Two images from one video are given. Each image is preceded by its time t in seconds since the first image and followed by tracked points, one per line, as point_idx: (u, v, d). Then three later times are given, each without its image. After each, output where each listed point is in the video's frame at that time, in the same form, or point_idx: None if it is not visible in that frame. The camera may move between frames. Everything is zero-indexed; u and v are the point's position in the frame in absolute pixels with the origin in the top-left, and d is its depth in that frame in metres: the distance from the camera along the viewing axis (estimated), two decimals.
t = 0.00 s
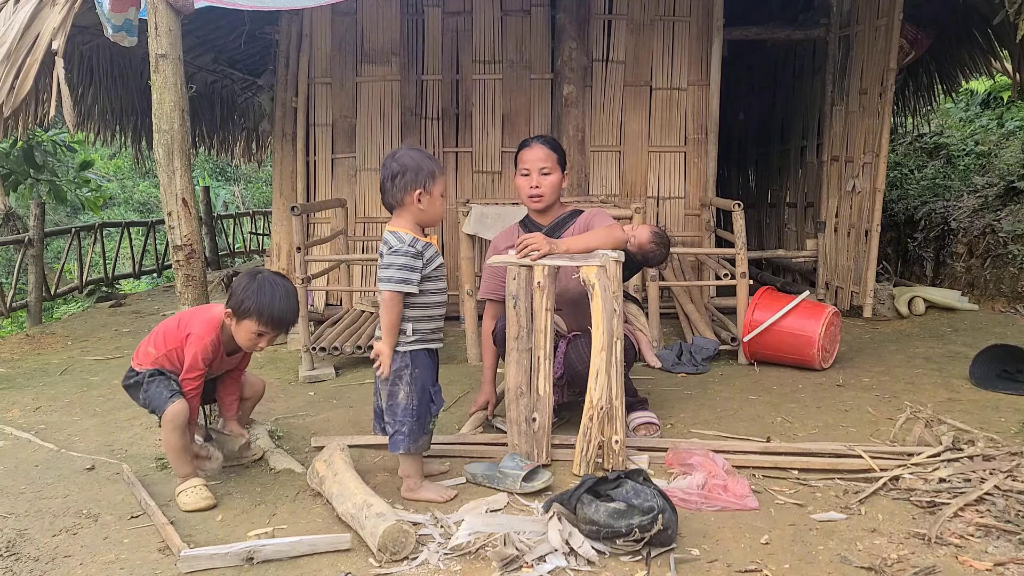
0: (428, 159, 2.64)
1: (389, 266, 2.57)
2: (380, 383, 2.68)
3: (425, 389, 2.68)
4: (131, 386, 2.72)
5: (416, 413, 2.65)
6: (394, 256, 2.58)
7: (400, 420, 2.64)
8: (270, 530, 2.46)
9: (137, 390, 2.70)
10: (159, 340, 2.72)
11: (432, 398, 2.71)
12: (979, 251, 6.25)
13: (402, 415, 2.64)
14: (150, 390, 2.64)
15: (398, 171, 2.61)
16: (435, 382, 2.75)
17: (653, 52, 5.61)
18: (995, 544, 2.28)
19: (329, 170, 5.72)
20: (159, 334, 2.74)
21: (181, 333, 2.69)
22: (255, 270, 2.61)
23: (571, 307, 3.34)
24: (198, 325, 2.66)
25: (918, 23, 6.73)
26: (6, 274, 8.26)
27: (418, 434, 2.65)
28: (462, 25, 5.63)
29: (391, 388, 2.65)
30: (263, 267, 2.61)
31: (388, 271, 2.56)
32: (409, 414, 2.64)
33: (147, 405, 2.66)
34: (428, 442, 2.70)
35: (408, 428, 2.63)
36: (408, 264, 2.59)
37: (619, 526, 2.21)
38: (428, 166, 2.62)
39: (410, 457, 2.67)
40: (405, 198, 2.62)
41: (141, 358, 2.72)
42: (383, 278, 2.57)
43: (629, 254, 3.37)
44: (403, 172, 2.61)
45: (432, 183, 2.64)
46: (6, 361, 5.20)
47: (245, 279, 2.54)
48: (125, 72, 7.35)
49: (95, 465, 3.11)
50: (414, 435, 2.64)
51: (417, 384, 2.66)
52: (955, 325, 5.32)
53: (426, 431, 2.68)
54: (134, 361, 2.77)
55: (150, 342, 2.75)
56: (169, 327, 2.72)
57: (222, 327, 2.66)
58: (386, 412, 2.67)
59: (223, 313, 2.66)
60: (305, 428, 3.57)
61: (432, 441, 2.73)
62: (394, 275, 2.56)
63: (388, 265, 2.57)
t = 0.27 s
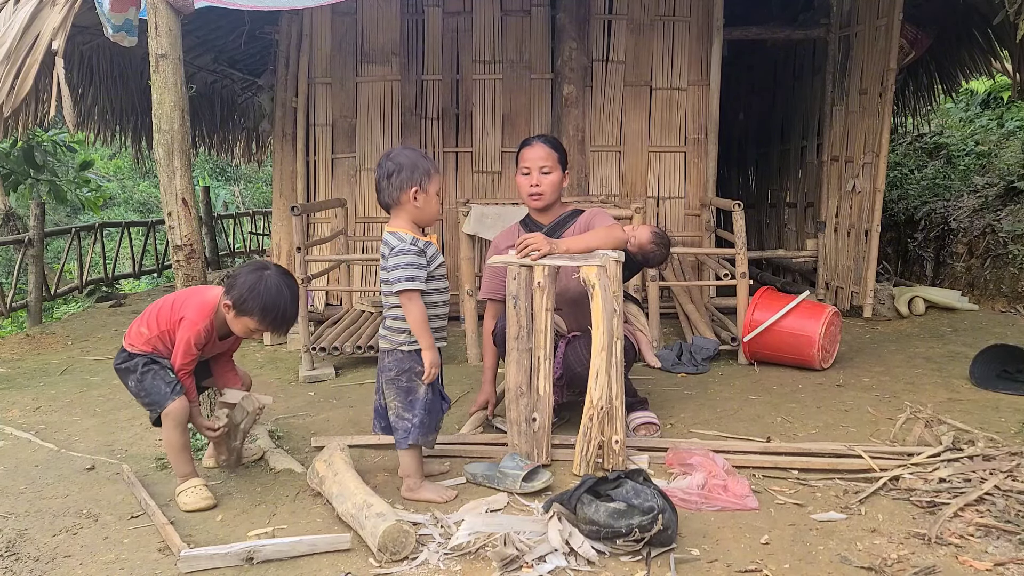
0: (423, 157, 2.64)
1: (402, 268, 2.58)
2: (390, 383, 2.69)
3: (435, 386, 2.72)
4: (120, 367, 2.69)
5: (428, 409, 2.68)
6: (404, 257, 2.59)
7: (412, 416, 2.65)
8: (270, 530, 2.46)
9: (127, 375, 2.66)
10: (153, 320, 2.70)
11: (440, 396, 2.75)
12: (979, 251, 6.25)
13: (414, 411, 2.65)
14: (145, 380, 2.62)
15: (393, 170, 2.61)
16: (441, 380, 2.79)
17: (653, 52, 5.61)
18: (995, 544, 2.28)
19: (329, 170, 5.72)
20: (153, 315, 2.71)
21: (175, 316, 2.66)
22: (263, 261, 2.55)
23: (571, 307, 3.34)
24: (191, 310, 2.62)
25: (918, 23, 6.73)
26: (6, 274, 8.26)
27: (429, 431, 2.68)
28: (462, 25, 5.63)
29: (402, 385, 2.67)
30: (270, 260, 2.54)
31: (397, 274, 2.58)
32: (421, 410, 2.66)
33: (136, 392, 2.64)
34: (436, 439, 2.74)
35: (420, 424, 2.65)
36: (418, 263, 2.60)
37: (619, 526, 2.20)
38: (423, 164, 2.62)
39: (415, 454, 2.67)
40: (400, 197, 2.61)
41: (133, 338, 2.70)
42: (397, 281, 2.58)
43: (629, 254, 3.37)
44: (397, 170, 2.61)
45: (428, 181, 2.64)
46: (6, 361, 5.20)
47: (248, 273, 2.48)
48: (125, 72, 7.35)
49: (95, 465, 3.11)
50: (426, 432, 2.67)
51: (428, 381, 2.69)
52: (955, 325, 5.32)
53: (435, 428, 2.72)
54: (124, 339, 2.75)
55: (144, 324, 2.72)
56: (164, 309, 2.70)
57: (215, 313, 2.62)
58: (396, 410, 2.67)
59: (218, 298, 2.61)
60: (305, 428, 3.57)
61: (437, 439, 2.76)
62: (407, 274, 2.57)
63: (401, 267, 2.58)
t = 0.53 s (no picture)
0: (422, 159, 2.64)
1: (413, 267, 2.57)
2: (395, 384, 2.68)
3: (437, 387, 2.74)
4: (114, 356, 2.66)
5: (432, 411, 2.69)
6: (411, 256, 2.59)
7: (417, 417, 2.66)
8: (270, 530, 2.46)
9: (120, 367, 2.63)
10: (151, 310, 2.67)
11: (442, 397, 2.77)
12: (979, 251, 6.25)
13: (419, 412, 2.66)
14: (139, 375, 2.60)
15: (393, 171, 2.60)
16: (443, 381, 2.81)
17: (653, 52, 5.61)
18: (996, 545, 2.28)
19: (329, 170, 5.72)
20: (151, 306, 2.68)
21: (174, 310, 2.64)
22: (271, 264, 2.54)
23: (571, 307, 3.33)
24: (192, 306, 2.59)
25: (918, 23, 6.73)
26: (6, 274, 8.26)
27: (434, 431, 2.69)
28: (462, 25, 5.63)
29: (406, 386, 2.67)
30: (277, 264, 2.54)
31: (409, 273, 2.57)
32: (427, 411, 2.67)
33: (128, 386, 2.61)
34: (439, 439, 2.75)
35: (426, 425, 2.66)
36: (427, 263, 2.60)
37: (619, 526, 2.20)
38: (423, 166, 2.61)
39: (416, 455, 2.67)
40: (399, 198, 2.61)
41: (130, 327, 2.67)
42: (407, 281, 2.57)
43: (629, 255, 3.37)
44: (398, 172, 2.60)
45: (427, 184, 2.64)
46: (6, 361, 5.20)
47: (255, 276, 2.48)
48: (125, 72, 7.35)
49: (95, 465, 3.11)
50: (431, 433, 2.68)
51: (432, 381, 2.70)
52: (955, 325, 5.32)
53: (439, 429, 2.73)
54: (121, 326, 2.72)
55: (141, 314, 2.68)
56: (163, 299, 2.66)
57: (214, 311, 2.60)
58: (400, 411, 2.67)
59: (219, 296, 2.59)
60: (305, 428, 3.57)
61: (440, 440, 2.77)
62: (418, 274, 2.56)
63: (411, 268, 2.57)
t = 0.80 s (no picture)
0: (421, 161, 2.64)
1: (413, 269, 2.57)
2: (394, 384, 2.68)
3: (437, 387, 2.73)
4: (116, 353, 2.66)
5: (431, 411, 2.69)
6: (411, 257, 2.58)
7: (416, 417, 2.65)
8: (270, 530, 2.46)
9: (122, 365, 2.64)
10: (154, 306, 2.64)
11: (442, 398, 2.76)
12: (979, 251, 6.25)
13: (418, 413, 2.66)
14: (140, 375, 2.60)
15: (393, 171, 2.60)
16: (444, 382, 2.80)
17: (653, 52, 5.61)
18: (996, 544, 2.28)
19: (329, 170, 5.72)
20: (154, 302, 2.65)
21: (177, 308, 2.60)
22: (278, 269, 2.54)
23: (572, 307, 3.33)
24: (195, 305, 2.56)
25: (918, 23, 6.72)
26: (6, 274, 8.26)
27: (433, 432, 2.69)
28: (462, 25, 5.63)
29: (405, 387, 2.67)
30: (285, 270, 2.54)
31: (410, 274, 2.56)
32: (426, 411, 2.66)
33: (128, 384, 2.63)
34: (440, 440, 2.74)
35: (425, 425, 2.66)
36: (428, 265, 2.60)
37: (619, 526, 2.20)
38: (422, 166, 2.62)
39: (415, 455, 2.68)
40: (400, 199, 2.61)
41: (131, 322, 2.65)
42: (408, 283, 2.57)
43: (630, 255, 3.37)
44: (397, 172, 2.60)
45: (426, 184, 2.65)
46: (6, 361, 5.20)
47: (262, 279, 2.47)
48: (125, 72, 7.35)
49: (95, 465, 3.11)
50: (430, 433, 2.67)
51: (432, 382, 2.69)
52: (955, 325, 5.32)
53: (438, 429, 2.73)
54: (122, 320, 2.70)
55: (142, 310, 2.66)
56: (167, 296, 2.63)
57: (218, 312, 2.56)
58: (400, 411, 2.67)
59: (223, 296, 2.55)
60: (305, 428, 3.57)
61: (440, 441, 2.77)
62: (419, 274, 2.56)
63: (412, 269, 2.57)
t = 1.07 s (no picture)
0: (421, 161, 2.64)
1: (412, 268, 2.57)
2: (394, 385, 2.68)
3: (437, 389, 2.72)
4: (118, 347, 2.65)
5: (430, 412, 2.68)
6: (411, 257, 2.58)
7: (415, 418, 2.65)
8: (270, 530, 2.46)
9: (123, 360, 2.63)
10: (156, 299, 2.63)
11: (442, 399, 2.75)
12: (979, 251, 6.25)
13: (417, 413, 2.65)
14: (142, 372, 2.61)
15: (393, 171, 2.60)
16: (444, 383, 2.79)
17: (654, 52, 5.61)
18: (996, 545, 2.28)
19: (329, 170, 5.72)
20: (156, 295, 2.63)
21: (179, 301, 2.59)
22: (279, 262, 2.54)
23: (572, 307, 3.33)
24: (197, 300, 2.54)
25: (918, 23, 6.72)
26: (6, 274, 8.26)
27: (432, 433, 2.68)
28: (462, 25, 5.63)
29: (405, 388, 2.66)
30: (285, 263, 2.53)
31: (409, 274, 2.56)
32: (424, 412, 2.66)
33: (129, 381, 2.63)
34: (439, 442, 2.74)
35: (423, 426, 2.65)
36: (427, 265, 2.59)
37: (619, 526, 2.20)
38: (422, 167, 2.62)
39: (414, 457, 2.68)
40: (401, 199, 2.61)
41: (133, 315, 2.64)
42: (407, 283, 2.56)
43: (630, 255, 3.37)
44: (397, 171, 2.60)
45: (427, 183, 2.65)
46: (6, 361, 5.20)
47: (262, 274, 2.47)
48: (125, 72, 7.35)
49: (95, 465, 3.11)
50: (428, 435, 2.67)
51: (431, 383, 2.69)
52: (956, 325, 5.31)
53: (437, 431, 2.72)
54: (124, 312, 2.70)
55: (145, 302, 2.65)
56: (169, 289, 2.62)
57: (219, 307, 2.55)
58: (399, 411, 2.67)
59: (225, 290, 2.55)
60: (305, 428, 3.57)
61: (440, 442, 2.76)
62: (418, 274, 2.56)
63: (411, 268, 2.57)
